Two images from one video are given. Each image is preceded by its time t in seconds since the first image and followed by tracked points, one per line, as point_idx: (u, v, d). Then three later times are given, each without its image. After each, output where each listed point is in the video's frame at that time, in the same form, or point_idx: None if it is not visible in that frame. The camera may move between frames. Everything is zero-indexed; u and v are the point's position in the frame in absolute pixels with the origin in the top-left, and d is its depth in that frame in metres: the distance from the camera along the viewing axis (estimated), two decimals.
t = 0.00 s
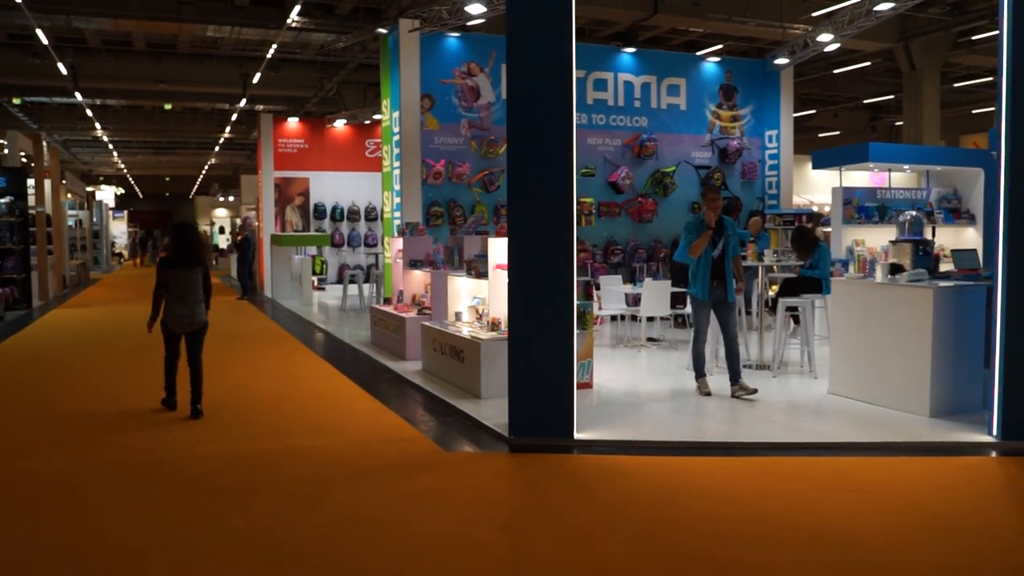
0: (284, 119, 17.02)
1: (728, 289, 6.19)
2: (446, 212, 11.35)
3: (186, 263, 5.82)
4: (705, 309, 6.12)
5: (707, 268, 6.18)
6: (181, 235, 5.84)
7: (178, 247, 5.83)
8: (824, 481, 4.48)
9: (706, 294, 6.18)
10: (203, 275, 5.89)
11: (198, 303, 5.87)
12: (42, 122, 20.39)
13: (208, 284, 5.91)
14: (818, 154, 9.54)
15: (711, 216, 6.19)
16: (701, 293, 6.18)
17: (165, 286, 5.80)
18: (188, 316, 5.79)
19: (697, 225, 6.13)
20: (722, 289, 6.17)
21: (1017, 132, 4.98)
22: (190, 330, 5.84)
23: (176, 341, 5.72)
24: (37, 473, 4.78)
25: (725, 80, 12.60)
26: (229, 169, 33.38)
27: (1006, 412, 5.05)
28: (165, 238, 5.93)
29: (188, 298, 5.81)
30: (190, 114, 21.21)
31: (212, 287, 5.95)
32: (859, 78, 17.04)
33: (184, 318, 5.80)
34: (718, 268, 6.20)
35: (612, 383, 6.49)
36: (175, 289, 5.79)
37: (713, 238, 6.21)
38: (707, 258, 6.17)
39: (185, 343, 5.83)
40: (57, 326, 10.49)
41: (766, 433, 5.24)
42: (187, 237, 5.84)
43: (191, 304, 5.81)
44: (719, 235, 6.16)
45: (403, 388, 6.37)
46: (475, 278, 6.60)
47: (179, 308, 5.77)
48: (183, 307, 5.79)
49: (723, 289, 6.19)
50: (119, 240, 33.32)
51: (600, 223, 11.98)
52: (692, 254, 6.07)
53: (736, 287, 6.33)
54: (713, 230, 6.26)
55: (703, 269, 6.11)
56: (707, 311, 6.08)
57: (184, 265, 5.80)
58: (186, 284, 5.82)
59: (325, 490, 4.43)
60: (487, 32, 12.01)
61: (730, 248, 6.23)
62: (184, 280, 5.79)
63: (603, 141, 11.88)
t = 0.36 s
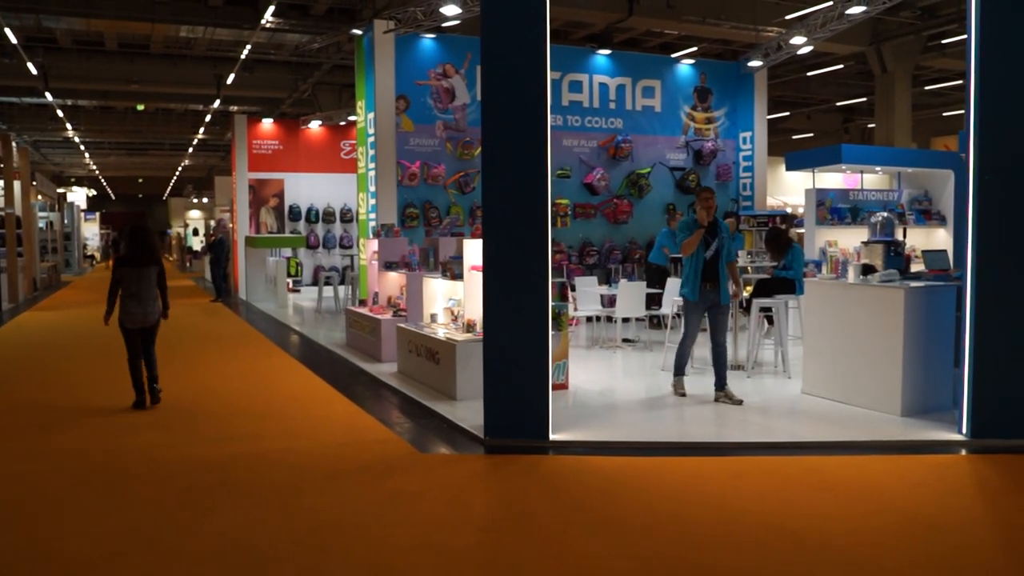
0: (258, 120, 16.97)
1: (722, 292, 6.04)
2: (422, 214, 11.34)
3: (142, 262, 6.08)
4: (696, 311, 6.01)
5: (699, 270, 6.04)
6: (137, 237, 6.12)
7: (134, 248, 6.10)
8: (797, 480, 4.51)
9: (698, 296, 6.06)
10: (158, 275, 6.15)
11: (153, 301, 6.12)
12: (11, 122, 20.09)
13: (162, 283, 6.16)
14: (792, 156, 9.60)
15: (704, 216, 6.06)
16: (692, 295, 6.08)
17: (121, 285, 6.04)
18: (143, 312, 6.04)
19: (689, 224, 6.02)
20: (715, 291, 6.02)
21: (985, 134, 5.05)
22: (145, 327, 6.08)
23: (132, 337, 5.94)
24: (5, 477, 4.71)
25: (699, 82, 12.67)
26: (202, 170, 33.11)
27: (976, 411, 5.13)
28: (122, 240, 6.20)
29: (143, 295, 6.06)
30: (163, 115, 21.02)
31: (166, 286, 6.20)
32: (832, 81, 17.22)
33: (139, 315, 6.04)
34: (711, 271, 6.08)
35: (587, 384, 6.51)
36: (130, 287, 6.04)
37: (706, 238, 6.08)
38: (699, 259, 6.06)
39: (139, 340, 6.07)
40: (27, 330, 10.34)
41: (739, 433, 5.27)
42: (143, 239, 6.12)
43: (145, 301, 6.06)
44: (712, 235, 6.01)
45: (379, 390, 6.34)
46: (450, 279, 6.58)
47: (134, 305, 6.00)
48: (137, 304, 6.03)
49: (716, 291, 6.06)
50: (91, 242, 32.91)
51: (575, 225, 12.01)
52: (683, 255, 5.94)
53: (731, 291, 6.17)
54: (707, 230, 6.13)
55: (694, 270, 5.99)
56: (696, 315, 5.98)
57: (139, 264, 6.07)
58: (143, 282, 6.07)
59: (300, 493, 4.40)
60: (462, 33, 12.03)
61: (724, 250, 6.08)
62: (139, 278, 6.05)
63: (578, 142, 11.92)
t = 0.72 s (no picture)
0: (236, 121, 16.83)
1: (719, 293, 5.82)
2: (402, 215, 11.35)
3: (108, 266, 6.24)
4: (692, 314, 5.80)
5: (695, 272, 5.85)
6: (103, 241, 6.24)
7: (100, 252, 6.24)
8: (774, 480, 4.54)
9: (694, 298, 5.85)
10: (125, 278, 6.32)
11: (120, 303, 6.33)
12: None
13: (129, 286, 6.34)
14: (770, 158, 9.65)
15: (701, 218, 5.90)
16: (689, 297, 5.85)
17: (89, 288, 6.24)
18: (111, 314, 6.27)
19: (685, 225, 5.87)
20: (712, 293, 5.81)
21: (958, 136, 5.11)
22: (114, 326, 6.32)
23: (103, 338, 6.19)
24: None
25: (679, 85, 12.73)
26: (181, 171, 32.90)
27: (951, 410, 5.18)
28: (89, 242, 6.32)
29: (110, 297, 6.27)
30: (141, 116, 20.88)
31: (133, 288, 6.39)
32: (810, 83, 17.37)
33: (108, 316, 6.28)
34: (708, 273, 5.88)
35: (568, 385, 6.53)
36: (97, 290, 6.23)
37: (703, 239, 5.89)
38: (695, 260, 5.86)
39: (109, 337, 6.33)
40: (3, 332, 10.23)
41: (719, 434, 5.29)
42: (109, 243, 6.24)
43: (112, 303, 6.28)
44: (708, 235, 5.85)
45: (359, 392, 6.33)
46: (430, 281, 6.57)
47: (102, 307, 6.23)
48: (105, 306, 6.25)
49: (712, 294, 5.85)
50: (68, 244, 32.60)
51: (556, 226, 12.03)
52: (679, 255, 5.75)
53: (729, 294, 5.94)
54: (705, 233, 5.97)
55: (691, 271, 5.78)
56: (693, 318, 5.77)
57: (104, 268, 6.23)
58: (109, 285, 6.26)
59: (280, 496, 4.37)
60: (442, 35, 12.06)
61: (722, 252, 5.90)
62: (105, 282, 6.23)
63: (558, 144, 11.95)
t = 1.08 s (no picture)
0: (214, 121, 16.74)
1: (707, 299, 5.87)
2: (381, 217, 11.35)
3: (71, 267, 6.38)
4: (683, 318, 5.80)
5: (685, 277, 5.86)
6: (68, 243, 6.41)
7: (65, 253, 6.40)
8: (752, 480, 4.57)
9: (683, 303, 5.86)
10: (88, 278, 6.45)
11: (82, 303, 6.44)
12: None
13: (92, 286, 6.46)
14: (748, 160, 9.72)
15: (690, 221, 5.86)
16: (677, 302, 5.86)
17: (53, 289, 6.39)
18: (72, 314, 6.38)
19: (676, 229, 5.84)
20: (700, 298, 5.85)
21: (932, 138, 5.16)
22: (77, 325, 6.43)
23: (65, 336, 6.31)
24: None
25: (658, 87, 12.78)
26: (157, 172, 32.65)
27: (925, 411, 5.23)
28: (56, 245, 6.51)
29: (72, 297, 6.39)
30: (117, 116, 20.71)
31: (96, 289, 6.50)
32: (788, 86, 17.53)
33: (70, 315, 6.38)
34: (697, 277, 5.90)
35: (546, 387, 6.53)
36: (59, 290, 6.37)
37: (693, 243, 5.89)
38: (684, 265, 5.87)
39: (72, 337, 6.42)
40: None
41: (696, 435, 5.32)
42: (73, 245, 6.40)
43: (74, 303, 6.39)
44: (699, 240, 5.84)
45: (337, 394, 6.31)
46: (409, 283, 6.56)
47: (64, 307, 6.35)
48: (67, 305, 6.37)
49: (701, 298, 5.89)
50: (41, 245, 32.22)
51: (534, 228, 12.04)
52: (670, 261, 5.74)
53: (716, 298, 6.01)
54: (694, 236, 5.96)
55: (681, 277, 5.78)
56: (684, 322, 5.78)
57: (68, 269, 6.36)
58: (73, 285, 6.38)
59: (256, 499, 4.34)
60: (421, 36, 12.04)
61: (710, 256, 5.92)
62: (67, 282, 6.36)
63: (537, 146, 11.97)
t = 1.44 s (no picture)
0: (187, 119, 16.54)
1: (696, 296, 5.87)
2: (356, 215, 11.29)
3: (30, 264, 6.48)
4: (673, 318, 5.78)
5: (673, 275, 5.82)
6: (26, 241, 6.52)
7: (23, 250, 6.50)
8: (724, 476, 4.60)
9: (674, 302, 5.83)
10: (48, 274, 6.56)
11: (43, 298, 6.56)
12: None
13: (52, 282, 6.58)
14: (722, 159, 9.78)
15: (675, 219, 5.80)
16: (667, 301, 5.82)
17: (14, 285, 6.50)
18: (33, 309, 6.50)
19: (662, 227, 5.79)
20: (690, 296, 5.85)
21: (902, 137, 5.22)
22: (38, 320, 6.55)
23: (25, 330, 6.40)
24: None
25: (633, 86, 12.83)
26: (129, 169, 32.33)
27: (897, 406, 5.30)
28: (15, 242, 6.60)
29: (33, 293, 6.50)
30: (88, 113, 20.50)
31: (57, 284, 6.62)
32: (762, 85, 17.68)
33: (31, 310, 6.50)
34: (686, 275, 5.88)
35: (521, 385, 6.54)
36: (20, 286, 6.47)
37: (679, 240, 5.87)
38: (673, 262, 5.84)
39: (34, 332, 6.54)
40: None
41: (670, 432, 5.34)
42: (31, 242, 6.51)
43: (35, 298, 6.51)
44: (685, 238, 5.82)
45: (312, 393, 6.28)
46: (384, 281, 6.55)
47: (25, 302, 6.46)
48: (27, 301, 6.48)
49: (690, 296, 5.88)
50: (11, 244, 31.79)
51: (510, 226, 12.04)
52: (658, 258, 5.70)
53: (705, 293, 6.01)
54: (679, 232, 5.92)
55: (670, 275, 5.76)
56: (675, 321, 5.76)
57: (27, 265, 6.46)
58: (32, 281, 6.49)
59: (229, 500, 4.30)
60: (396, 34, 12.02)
61: (697, 252, 5.89)
62: (27, 278, 6.47)
63: (513, 144, 11.97)
